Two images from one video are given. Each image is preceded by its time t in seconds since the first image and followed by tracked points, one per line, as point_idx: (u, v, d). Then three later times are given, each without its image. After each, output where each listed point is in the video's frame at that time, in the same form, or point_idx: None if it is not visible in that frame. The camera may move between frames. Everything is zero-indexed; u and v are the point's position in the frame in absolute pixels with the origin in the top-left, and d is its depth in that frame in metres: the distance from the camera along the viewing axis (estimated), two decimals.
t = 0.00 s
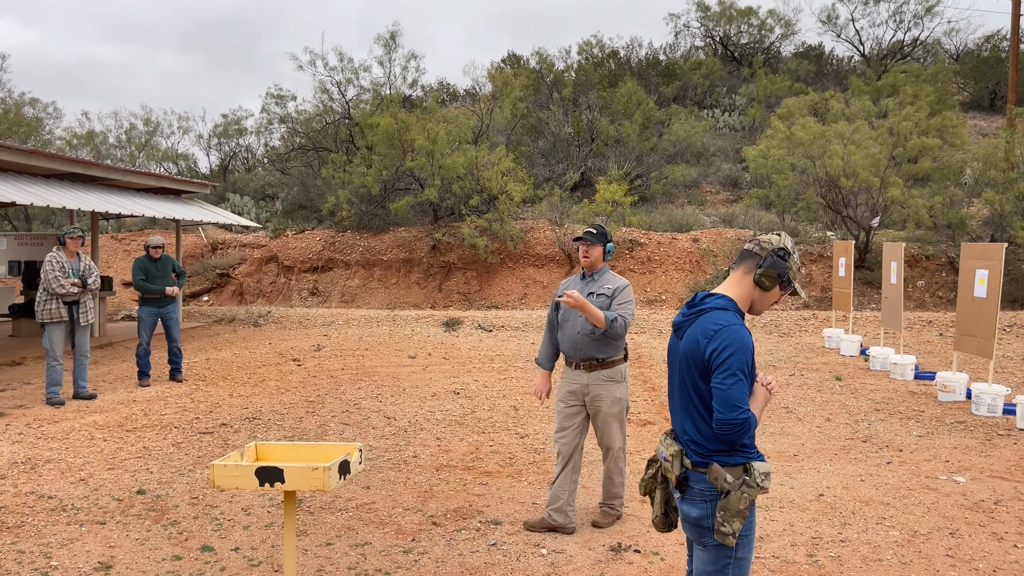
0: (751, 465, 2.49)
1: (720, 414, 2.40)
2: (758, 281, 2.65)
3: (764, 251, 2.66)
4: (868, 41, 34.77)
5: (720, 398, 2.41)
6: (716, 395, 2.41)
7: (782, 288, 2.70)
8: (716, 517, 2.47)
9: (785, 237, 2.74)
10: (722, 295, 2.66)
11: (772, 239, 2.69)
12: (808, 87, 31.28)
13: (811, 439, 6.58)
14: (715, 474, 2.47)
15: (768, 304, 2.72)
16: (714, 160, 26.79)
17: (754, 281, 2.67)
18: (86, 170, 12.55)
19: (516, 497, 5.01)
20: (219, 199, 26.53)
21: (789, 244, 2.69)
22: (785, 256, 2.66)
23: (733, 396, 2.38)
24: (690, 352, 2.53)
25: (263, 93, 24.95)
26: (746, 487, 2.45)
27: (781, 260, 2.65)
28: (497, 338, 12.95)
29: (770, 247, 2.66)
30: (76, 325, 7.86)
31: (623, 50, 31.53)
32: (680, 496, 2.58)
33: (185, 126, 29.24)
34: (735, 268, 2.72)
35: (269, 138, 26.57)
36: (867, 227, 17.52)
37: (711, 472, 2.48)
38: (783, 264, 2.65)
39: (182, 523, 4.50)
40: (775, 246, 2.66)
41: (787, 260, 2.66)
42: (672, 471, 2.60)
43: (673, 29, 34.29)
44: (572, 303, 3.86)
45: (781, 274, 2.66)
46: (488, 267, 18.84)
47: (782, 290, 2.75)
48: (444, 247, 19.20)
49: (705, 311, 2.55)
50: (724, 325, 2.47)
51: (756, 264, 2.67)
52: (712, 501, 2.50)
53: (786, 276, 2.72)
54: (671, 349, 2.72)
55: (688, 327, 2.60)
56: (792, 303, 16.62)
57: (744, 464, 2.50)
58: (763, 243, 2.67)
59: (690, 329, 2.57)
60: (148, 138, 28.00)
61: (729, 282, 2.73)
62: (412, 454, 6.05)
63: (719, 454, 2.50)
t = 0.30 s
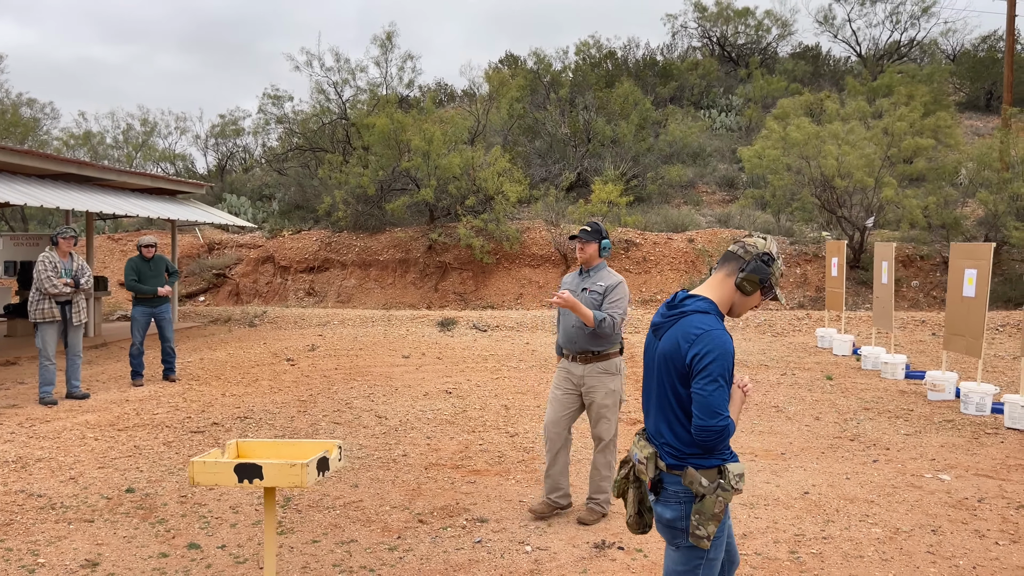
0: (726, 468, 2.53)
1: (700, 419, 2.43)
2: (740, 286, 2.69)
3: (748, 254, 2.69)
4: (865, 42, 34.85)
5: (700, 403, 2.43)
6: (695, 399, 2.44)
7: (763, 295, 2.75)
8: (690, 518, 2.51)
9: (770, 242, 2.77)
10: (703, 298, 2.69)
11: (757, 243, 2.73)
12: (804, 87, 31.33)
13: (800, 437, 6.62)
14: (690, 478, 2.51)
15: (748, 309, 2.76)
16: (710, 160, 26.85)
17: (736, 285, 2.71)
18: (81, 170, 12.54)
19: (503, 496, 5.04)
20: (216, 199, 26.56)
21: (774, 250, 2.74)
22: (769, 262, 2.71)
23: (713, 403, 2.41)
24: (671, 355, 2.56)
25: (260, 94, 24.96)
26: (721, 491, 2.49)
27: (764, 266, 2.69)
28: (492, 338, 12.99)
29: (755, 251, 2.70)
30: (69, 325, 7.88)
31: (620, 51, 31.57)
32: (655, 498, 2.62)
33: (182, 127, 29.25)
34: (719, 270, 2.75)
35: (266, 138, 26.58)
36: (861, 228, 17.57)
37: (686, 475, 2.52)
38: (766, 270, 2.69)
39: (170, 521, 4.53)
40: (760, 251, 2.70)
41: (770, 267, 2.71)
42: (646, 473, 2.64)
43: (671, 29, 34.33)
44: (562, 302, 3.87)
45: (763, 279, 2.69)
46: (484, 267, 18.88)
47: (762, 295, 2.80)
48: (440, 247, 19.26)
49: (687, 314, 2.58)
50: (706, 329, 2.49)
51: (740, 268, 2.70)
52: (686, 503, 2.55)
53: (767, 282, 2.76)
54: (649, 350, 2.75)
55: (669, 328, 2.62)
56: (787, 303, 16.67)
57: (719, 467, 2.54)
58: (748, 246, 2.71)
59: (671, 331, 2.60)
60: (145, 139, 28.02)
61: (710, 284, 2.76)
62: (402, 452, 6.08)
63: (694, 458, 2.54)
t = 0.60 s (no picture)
0: (697, 455, 2.56)
1: (666, 406, 2.47)
2: (713, 277, 2.72)
3: (722, 246, 2.72)
4: (862, 42, 34.90)
5: (666, 391, 2.47)
6: (662, 386, 2.48)
7: (736, 286, 2.77)
8: (659, 503, 2.55)
9: (746, 235, 2.79)
10: (676, 289, 2.72)
11: (731, 236, 2.75)
12: (801, 86, 31.38)
13: (785, 432, 6.66)
14: (659, 463, 2.55)
15: (722, 300, 2.78)
16: (706, 159, 26.91)
17: (709, 277, 2.73)
18: (75, 169, 12.53)
19: (487, 489, 5.08)
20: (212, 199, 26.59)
21: (748, 242, 2.75)
22: (742, 254, 2.73)
23: (678, 390, 2.45)
24: (641, 343, 2.60)
25: (257, 93, 25.00)
26: (689, 477, 2.52)
27: (736, 258, 2.71)
28: (486, 336, 13.03)
29: (728, 244, 2.72)
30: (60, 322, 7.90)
31: (617, 51, 31.61)
32: (628, 483, 2.66)
33: (179, 126, 29.28)
34: (694, 261, 2.78)
35: (263, 138, 26.61)
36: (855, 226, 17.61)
37: (655, 461, 2.55)
38: (739, 262, 2.72)
39: (155, 514, 4.57)
40: (733, 243, 2.73)
41: (743, 259, 2.73)
42: (619, 459, 2.69)
43: (668, 29, 34.42)
44: (535, 291, 3.93)
45: (736, 271, 2.72)
46: (479, 266, 18.92)
47: (737, 287, 2.82)
48: (436, 246, 19.31)
49: (657, 304, 2.62)
50: (673, 318, 2.53)
51: (713, 260, 2.73)
52: (657, 489, 2.59)
53: (741, 275, 2.78)
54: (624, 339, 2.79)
55: (640, 317, 2.67)
56: (781, 301, 16.71)
57: (690, 454, 2.58)
58: (722, 239, 2.73)
59: (641, 321, 2.64)
60: (142, 138, 28.05)
61: (685, 275, 2.79)
62: (390, 447, 6.12)
63: (664, 444, 2.58)
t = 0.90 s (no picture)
0: (679, 439, 2.60)
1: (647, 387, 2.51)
2: (698, 268, 2.75)
3: (706, 239, 2.74)
4: (860, 41, 34.93)
5: (648, 372, 2.52)
6: (645, 368, 2.52)
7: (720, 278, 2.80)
8: (641, 485, 2.59)
9: (729, 230, 2.81)
10: (662, 279, 2.77)
11: (716, 229, 2.78)
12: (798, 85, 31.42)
13: (775, 428, 6.71)
14: (640, 445, 2.60)
15: (707, 291, 2.81)
16: (703, 158, 26.97)
17: (693, 267, 2.76)
18: (71, 167, 12.52)
19: (475, 483, 5.12)
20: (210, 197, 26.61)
21: (731, 236, 2.77)
22: (725, 247, 2.76)
23: (659, 371, 2.49)
24: (626, 328, 2.65)
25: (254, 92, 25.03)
26: (669, 459, 2.56)
27: (720, 250, 2.74)
28: (482, 333, 13.07)
29: (712, 237, 2.75)
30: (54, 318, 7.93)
31: (616, 49, 31.63)
32: (613, 467, 2.71)
33: (177, 125, 29.30)
34: (679, 252, 2.82)
35: (261, 137, 26.64)
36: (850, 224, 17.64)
37: (637, 443, 2.60)
38: (722, 254, 2.75)
39: (145, 507, 4.60)
40: (717, 236, 2.76)
41: (726, 251, 2.75)
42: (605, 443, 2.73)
43: (666, 28, 34.45)
44: (521, 288, 3.96)
45: (719, 263, 2.74)
46: (476, 265, 18.96)
47: (719, 281, 2.84)
48: (432, 244, 19.33)
49: (642, 290, 2.67)
50: (656, 303, 2.58)
51: (697, 251, 2.76)
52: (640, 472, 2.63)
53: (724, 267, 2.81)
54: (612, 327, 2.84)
55: (626, 304, 2.72)
56: (777, 299, 16.73)
57: (672, 438, 2.61)
58: (706, 232, 2.76)
59: (627, 307, 2.69)
60: (140, 137, 28.06)
61: (670, 266, 2.82)
62: (380, 443, 6.16)
63: (648, 427, 2.62)
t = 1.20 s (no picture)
0: (671, 425, 2.62)
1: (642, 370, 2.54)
2: (694, 262, 2.77)
3: (701, 234, 2.78)
4: (859, 39, 34.92)
5: (643, 356, 2.55)
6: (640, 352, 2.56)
7: (715, 273, 2.81)
8: (634, 469, 2.63)
9: (723, 228, 2.85)
10: (659, 271, 2.79)
11: (712, 225, 2.82)
12: (797, 84, 31.43)
13: (769, 425, 6.73)
14: (633, 430, 2.63)
15: (702, 286, 2.84)
16: (702, 156, 27.00)
17: (689, 261, 2.78)
18: (69, 165, 12.52)
19: (469, 479, 5.14)
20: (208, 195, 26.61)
21: (726, 233, 2.81)
22: (720, 242, 2.78)
23: (653, 356, 2.52)
24: (622, 316, 2.69)
25: (254, 90, 25.04)
26: (661, 443, 2.59)
27: (715, 244, 2.77)
28: (480, 331, 13.10)
29: (708, 232, 2.78)
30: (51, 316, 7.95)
31: (615, 47, 31.63)
32: (608, 453, 2.74)
33: (176, 123, 29.30)
34: (676, 246, 2.84)
35: (260, 135, 26.64)
36: (848, 222, 17.66)
37: (630, 427, 2.64)
38: (717, 249, 2.77)
39: (140, 503, 4.62)
40: (713, 232, 2.79)
41: (721, 247, 2.78)
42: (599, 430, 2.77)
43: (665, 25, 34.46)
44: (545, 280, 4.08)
45: (714, 257, 2.77)
46: (474, 263, 18.97)
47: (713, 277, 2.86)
48: (431, 243, 19.36)
49: (638, 280, 2.71)
50: (652, 290, 2.62)
51: (693, 245, 2.78)
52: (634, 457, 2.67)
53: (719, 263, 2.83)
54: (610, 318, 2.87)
55: (624, 293, 2.75)
56: (775, 297, 16.75)
57: (666, 425, 2.64)
58: (702, 228, 2.79)
59: (624, 296, 2.72)
60: (139, 135, 28.05)
61: (668, 259, 2.85)
62: (376, 439, 6.18)
63: (641, 412, 2.65)
